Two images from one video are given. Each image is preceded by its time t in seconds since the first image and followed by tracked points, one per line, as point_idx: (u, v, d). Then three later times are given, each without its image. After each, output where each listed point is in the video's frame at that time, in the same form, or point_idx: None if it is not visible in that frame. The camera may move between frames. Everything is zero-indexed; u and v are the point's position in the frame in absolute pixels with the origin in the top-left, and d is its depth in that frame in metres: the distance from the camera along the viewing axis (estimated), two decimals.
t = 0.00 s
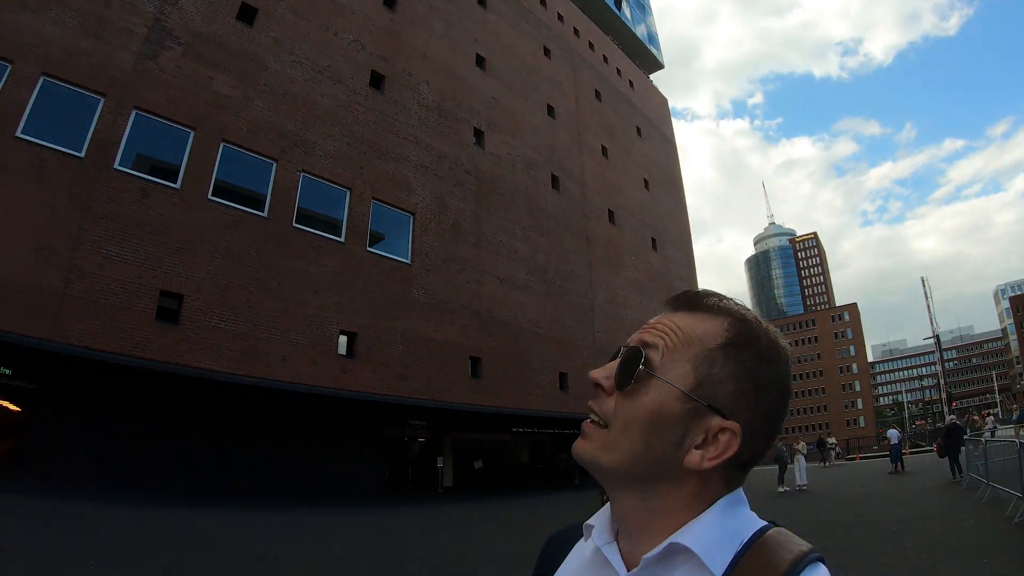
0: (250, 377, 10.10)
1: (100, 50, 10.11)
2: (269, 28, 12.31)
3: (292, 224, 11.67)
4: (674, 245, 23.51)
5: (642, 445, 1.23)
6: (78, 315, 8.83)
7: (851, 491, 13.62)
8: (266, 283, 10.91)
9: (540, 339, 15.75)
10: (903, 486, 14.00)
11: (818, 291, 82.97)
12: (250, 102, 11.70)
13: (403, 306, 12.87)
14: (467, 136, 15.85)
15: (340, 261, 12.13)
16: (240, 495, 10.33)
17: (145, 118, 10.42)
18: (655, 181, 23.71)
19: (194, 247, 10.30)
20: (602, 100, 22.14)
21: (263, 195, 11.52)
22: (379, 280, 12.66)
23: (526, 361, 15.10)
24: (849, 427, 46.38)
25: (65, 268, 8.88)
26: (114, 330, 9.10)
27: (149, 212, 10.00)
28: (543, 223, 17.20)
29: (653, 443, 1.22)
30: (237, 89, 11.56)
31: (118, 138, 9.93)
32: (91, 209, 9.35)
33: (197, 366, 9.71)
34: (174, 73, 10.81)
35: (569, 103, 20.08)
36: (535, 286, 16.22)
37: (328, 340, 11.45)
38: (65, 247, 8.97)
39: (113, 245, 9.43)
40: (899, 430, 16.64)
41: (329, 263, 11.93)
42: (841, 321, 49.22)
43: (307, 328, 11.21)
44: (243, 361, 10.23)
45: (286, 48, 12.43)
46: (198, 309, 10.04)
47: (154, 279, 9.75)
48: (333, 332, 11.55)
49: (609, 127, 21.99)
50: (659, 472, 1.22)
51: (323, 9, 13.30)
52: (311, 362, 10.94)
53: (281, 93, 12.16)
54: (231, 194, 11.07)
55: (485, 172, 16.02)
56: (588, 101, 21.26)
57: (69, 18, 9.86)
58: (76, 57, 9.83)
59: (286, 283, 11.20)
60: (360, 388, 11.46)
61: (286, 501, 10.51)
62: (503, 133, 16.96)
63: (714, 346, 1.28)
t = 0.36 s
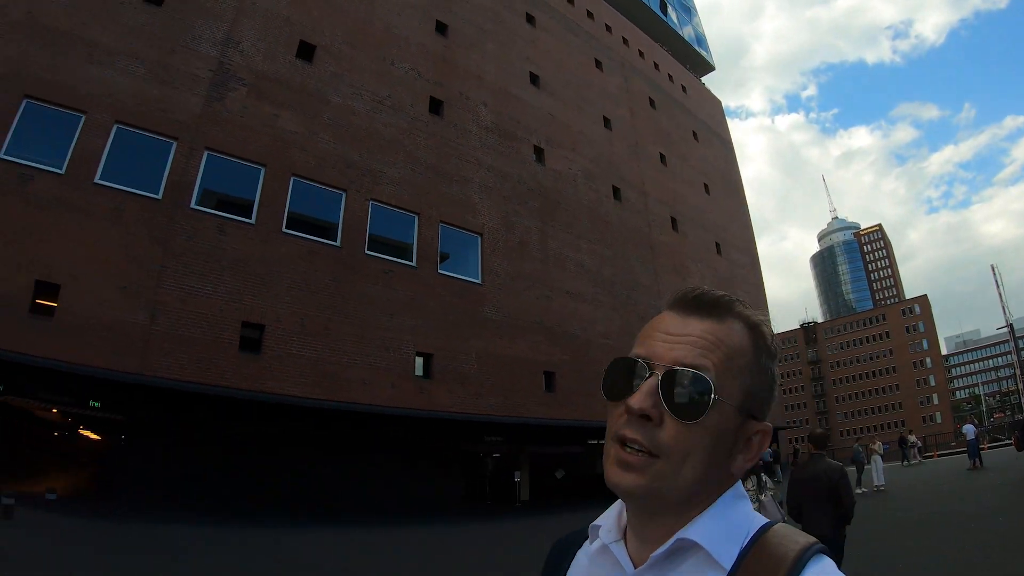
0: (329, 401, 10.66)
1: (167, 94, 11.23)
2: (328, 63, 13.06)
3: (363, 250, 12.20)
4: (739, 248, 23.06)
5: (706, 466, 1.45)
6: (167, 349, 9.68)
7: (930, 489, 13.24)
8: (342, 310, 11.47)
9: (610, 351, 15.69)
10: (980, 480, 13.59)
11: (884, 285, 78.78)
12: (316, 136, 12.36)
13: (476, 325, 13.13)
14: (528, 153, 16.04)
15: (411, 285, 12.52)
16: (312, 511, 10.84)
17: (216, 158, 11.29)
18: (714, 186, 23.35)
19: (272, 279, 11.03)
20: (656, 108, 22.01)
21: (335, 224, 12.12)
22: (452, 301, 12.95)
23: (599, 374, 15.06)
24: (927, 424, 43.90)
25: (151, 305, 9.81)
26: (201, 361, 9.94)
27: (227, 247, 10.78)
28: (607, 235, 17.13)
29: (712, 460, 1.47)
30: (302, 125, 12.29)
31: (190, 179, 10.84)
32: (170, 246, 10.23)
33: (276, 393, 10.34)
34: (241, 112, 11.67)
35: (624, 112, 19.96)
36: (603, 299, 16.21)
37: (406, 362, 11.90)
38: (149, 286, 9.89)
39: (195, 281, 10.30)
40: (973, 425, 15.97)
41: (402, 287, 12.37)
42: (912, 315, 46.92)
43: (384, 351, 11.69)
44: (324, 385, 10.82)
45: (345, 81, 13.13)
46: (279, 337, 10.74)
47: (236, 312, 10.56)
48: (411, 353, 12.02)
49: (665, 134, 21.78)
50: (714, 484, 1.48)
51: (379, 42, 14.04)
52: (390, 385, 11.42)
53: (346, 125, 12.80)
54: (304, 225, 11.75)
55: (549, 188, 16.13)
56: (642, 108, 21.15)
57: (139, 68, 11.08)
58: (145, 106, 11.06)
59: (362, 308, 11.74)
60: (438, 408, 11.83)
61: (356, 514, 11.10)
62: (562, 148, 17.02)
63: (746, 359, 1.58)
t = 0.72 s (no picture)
0: (413, 416, 11.27)
1: (240, 133, 12.24)
2: (391, 89, 13.76)
3: (440, 269, 12.64)
4: (809, 239, 22.54)
5: (685, 493, 1.51)
6: (256, 374, 10.73)
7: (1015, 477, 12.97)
8: (423, 327, 12.05)
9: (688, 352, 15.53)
10: None
11: (960, 265, 73.96)
12: (385, 161, 12.98)
13: (554, 336, 13.37)
14: (594, 161, 16.08)
15: (490, 299, 12.86)
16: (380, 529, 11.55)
17: (290, 188, 12.13)
18: (782, 178, 23.01)
19: (353, 302, 11.73)
20: (716, 104, 21.80)
21: (410, 243, 12.66)
22: (530, 313, 13.20)
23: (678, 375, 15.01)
24: (1017, 408, 41.25)
25: (239, 333, 10.92)
26: (291, 384, 10.85)
27: (309, 275, 11.66)
28: (679, 237, 17.03)
29: (692, 486, 1.53)
30: (372, 152, 12.94)
31: (268, 212, 11.78)
32: (254, 277, 11.34)
33: (364, 411, 11.09)
34: (311, 144, 12.49)
35: (684, 111, 19.87)
36: (679, 301, 16.07)
37: (488, 373, 12.33)
38: (238, 315, 11.03)
39: (279, 308, 11.34)
40: None
41: (479, 302, 12.73)
42: (993, 294, 44.28)
43: (465, 365, 12.19)
44: (407, 401, 11.48)
45: (408, 104, 13.76)
46: (363, 358, 11.49)
47: (320, 336, 11.40)
48: (491, 366, 12.42)
49: (728, 129, 21.58)
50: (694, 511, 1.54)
51: (439, 64, 14.65)
52: (471, 398, 11.94)
53: (412, 148, 13.36)
54: (380, 247, 12.33)
55: (617, 194, 16.14)
56: (702, 104, 21.03)
57: (208, 108, 12.33)
58: (220, 144, 12.09)
59: (442, 325, 12.22)
60: (521, 418, 12.26)
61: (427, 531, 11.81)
62: (626, 153, 17.00)
63: (721, 388, 1.63)
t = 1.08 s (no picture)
0: (497, 416, 11.34)
1: (289, 162, 12.51)
2: (429, 97, 13.94)
3: (503, 267, 12.68)
4: (864, 187, 21.74)
5: (663, 486, 1.38)
6: (338, 394, 10.96)
7: None
8: (494, 326, 12.11)
9: (759, 318, 15.16)
10: None
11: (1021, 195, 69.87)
12: (434, 169, 13.13)
13: (624, 318, 13.25)
14: (638, 139, 15.87)
15: (556, 290, 12.84)
16: (475, 531, 11.69)
17: (344, 210, 12.35)
18: (830, 129, 22.29)
19: (420, 310, 11.87)
20: (751, 62, 21.22)
21: (469, 244, 12.74)
22: (597, 299, 13.12)
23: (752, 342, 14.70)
24: None
25: (314, 356, 11.16)
26: (372, 400, 11.02)
27: (375, 290, 11.83)
28: (736, 204, 16.66)
29: (670, 481, 1.38)
30: (420, 161, 13.10)
31: (327, 235, 12.01)
32: (321, 300, 11.57)
33: (449, 415, 11.21)
34: (359, 163, 12.68)
35: (722, 76, 19.45)
36: (743, 267, 15.70)
37: (563, 365, 12.30)
38: (309, 338, 11.27)
39: (351, 325, 11.53)
40: None
41: (546, 295, 12.71)
42: None
43: (539, 358, 12.17)
44: (488, 402, 11.53)
45: (449, 110, 13.91)
46: (439, 365, 11.58)
47: (393, 348, 11.54)
48: (565, 356, 12.37)
49: (768, 87, 20.99)
50: (677, 510, 1.38)
51: (471, 66, 14.77)
52: (549, 390, 11.93)
53: (458, 152, 13.50)
54: (441, 253, 12.48)
55: (667, 170, 15.89)
56: (738, 65, 20.51)
57: (254, 143, 12.66)
58: (272, 176, 12.37)
59: (512, 322, 12.27)
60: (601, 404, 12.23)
61: (522, 529, 11.83)
62: (670, 127, 16.75)
63: (722, 386, 1.45)
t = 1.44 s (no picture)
0: (546, 417, 11.39)
1: (313, 190, 12.74)
2: (444, 109, 14.18)
3: (536, 269, 12.81)
4: (887, 148, 21.37)
5: (672, 490, 1.31)
6: (386, 410, 11.12)
7: None
8: (532, 328, 12.21)
9: (795, 292, 15.01)
10: None
11: None
12: (458, 180, 13.33)
13: (661, 306, 13.24)
14: (656, 127, 15.85)
15: (591, 287, 12.92)
16: (532, 534, 11.75)
17: (373, 229, 12.55)
18: (846, 93, 21.95)
19: (458, 320, 12.04)
20: (760, 36, 21.03)
21: (500, 249, 12.91)
22: (632, 291, 13.15)
23: (791, 317, 14.57)
24: None
25: (358, 375, 11.32)
26: (419, 414, 11.16)
27: (411, 306, 11.99)
28: (760, 180, 16.50)
29: (680, 489, 1.30)
30: (442, 174, 13.31)
31: (359, 256, 12.23)
32: (359, 321, 11.75)
33: (497, 421, 11.30)
34: (383, 183, 12.92)
35: (732, 53, 19.31)
36: (775, 243, 15.54)
37: (605, 360, 12.34)
38: (352, 358, 11.45)
39: (392, 342, 11.69)
40: None
41: (581, 292, 12.80)
42: None
43: (581, 356, 12.23)
44: (535, 404, 11.60)
45: (465, 120, 14.13)
46: (483, 373, 11.69)
47: (435, 360, 11.68)
48: (606, 350, 12.42)
49: (779, 58, 20.76)
50: (686, 518, 1.30)
51: (481, 75, 15.00)
52: (593, 386, 11.98)
53: (478, 161, 13.69)
54: (472, 261, 12.69)
55: (688, 154, 15.82)
56: (747, 40, 20.34)
57: (279, 174, 12.93)
58: (299, 205, 12.61)
59: (550, 323, 12.36)
60: (646, 395, 12.23)
61: (580, 528, 11.88)
62: (686, 110, 16.69)
63: (754, 399, 1.30)
